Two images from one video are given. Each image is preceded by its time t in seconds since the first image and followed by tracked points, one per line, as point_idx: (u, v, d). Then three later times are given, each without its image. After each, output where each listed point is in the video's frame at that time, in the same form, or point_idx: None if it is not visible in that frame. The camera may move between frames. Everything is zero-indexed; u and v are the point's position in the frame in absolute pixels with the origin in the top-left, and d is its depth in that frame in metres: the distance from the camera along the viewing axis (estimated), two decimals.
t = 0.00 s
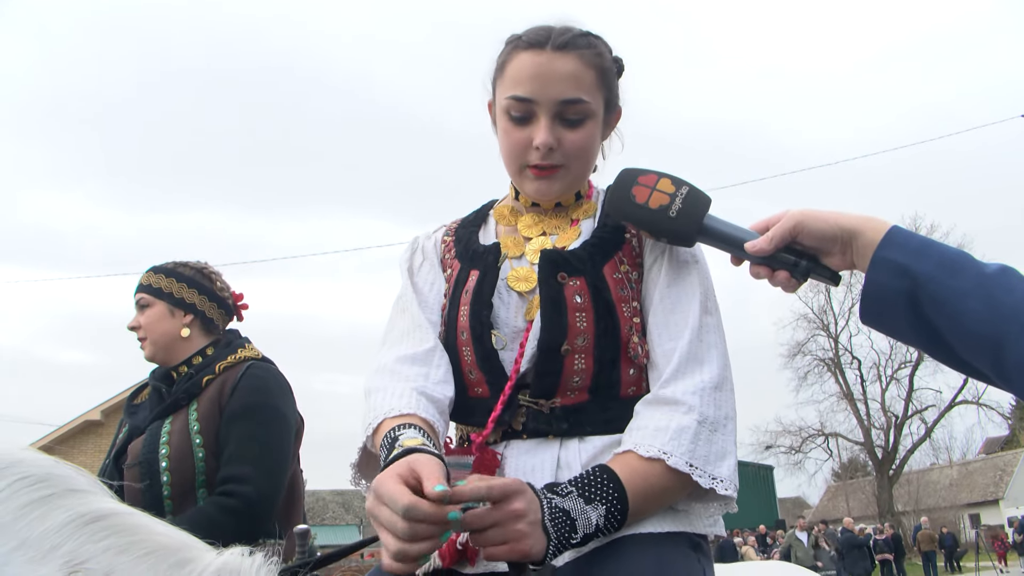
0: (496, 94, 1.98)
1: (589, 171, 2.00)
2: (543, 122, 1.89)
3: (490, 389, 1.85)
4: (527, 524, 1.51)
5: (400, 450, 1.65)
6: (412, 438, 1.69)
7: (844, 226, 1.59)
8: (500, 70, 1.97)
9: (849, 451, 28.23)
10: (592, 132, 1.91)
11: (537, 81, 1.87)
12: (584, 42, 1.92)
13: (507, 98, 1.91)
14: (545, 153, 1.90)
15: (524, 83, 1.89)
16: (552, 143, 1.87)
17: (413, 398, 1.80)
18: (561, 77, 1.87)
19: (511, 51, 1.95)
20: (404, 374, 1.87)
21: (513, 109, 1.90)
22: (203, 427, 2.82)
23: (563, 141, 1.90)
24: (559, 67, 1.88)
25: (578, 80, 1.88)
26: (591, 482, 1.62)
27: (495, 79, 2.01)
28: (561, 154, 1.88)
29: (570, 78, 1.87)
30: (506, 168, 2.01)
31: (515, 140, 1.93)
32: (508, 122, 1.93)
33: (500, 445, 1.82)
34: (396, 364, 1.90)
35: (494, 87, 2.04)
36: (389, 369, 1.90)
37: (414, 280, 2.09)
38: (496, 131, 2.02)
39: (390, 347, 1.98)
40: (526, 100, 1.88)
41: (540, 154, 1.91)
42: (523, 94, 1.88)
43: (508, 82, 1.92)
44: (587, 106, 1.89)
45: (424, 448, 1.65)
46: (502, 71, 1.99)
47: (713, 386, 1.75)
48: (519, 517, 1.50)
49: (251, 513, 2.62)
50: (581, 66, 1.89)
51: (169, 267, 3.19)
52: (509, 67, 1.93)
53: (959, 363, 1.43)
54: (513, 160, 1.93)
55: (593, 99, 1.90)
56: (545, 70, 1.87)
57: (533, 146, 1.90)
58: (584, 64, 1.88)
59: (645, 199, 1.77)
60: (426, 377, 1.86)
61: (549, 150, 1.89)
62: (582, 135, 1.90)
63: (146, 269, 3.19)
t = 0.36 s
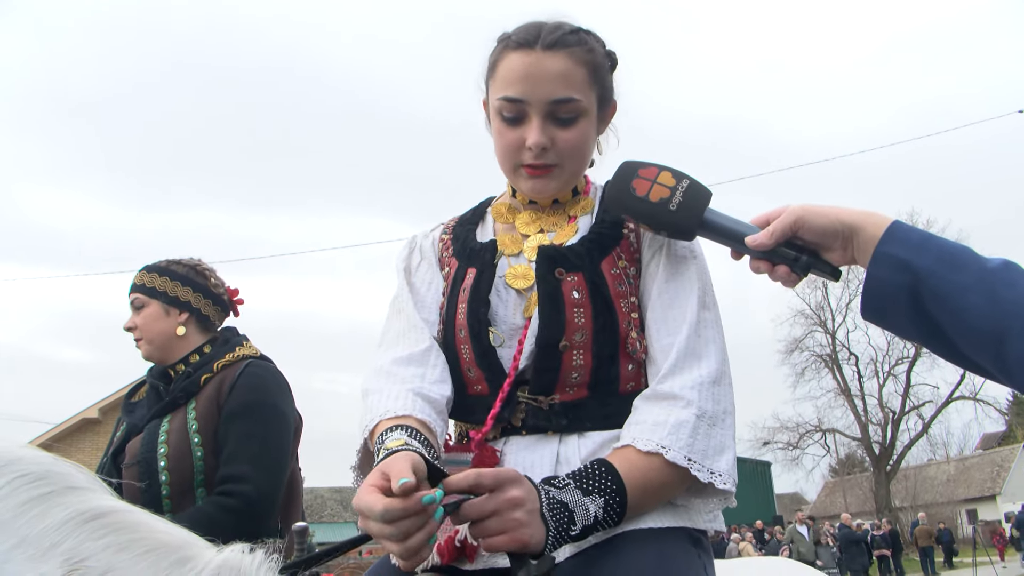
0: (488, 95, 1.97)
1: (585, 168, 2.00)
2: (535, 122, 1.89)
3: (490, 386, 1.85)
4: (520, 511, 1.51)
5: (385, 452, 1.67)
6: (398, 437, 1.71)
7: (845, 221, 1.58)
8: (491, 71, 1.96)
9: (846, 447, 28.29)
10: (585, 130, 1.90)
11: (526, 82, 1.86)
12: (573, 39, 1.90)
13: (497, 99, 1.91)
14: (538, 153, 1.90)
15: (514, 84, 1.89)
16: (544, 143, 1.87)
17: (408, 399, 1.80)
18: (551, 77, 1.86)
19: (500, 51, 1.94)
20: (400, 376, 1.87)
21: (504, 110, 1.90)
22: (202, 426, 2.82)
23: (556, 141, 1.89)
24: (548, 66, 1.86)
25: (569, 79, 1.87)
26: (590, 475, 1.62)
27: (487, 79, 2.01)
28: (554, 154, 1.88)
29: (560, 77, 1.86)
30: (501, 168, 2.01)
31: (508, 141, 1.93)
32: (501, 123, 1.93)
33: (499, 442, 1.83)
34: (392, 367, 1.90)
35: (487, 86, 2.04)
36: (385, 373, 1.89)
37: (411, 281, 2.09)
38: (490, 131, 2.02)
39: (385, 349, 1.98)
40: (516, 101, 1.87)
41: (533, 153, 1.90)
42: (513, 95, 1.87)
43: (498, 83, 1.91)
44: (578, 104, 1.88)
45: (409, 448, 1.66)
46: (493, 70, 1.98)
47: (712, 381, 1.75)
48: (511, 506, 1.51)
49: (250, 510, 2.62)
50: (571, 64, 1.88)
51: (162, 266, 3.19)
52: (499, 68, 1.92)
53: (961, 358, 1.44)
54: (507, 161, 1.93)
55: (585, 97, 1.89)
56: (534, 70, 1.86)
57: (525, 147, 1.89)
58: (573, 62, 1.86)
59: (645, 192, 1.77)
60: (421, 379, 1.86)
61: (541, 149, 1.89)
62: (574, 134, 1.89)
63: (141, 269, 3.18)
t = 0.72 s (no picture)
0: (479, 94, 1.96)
1: (580, 163, 1.99)
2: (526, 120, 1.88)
3: (487, 382, 1.83)
4: (533, 511, 1.39)
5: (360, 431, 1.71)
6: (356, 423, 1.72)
7: (846, 216, 1.59)
8: (479, 70, 1.95)
9: (842, 442, 28.36)
10: (577, 126, 1.89)
11: (515, 80, 1.85)
12: (560, 35, 1.89)
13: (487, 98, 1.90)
14: (530, 151, 1.89)
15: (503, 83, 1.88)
16: (536, 141, 1.86)
17: (382, 399, 1.81)
18: (540, 74, 1.85)
19: (488, 49, 1.93)
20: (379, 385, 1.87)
21: (495, 110, 1.89)
22: (198, 421, 2.81)
23: (547, 138, 1.89)
24: (535, 63, 1.85)
25: (558, 75, 1.86)
26: (602, 450, 1.55)
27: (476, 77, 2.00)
28: (547, 152, 1.87)
29: (549, 74, 1.84)
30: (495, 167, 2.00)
31: (499, 139, 1.92)
32: (492, 122, 1.92)
33: (496, 438, 1.81)
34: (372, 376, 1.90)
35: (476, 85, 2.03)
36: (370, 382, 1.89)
37: (398, 288, 2.09)
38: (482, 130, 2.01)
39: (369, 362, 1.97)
40: (507, 100, 1.86)
41: (525, 152, 1.90)
42: (503, 94, 1.86)
43: (487, 82, 1.90)
44: (569, 100, 1.87)
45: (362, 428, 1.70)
46: (482, 68, 1.97)
47: (715, 376, 1.73)
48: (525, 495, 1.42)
49: (248, 505, 2.59)
50: (560, 60, 1.86)
51: (184, 258, 3.20)
52: (487, 67, 1.91)
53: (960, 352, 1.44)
54: (501, 160, 1.93)
55: (575, 92, 1.88)
56: (522, 67, 1.84)
57: (517, 145, 1.89)
58: (561, 58, 1.85)
59: (643, 185, 1.76)
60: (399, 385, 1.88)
61: (534, 148, 1.88)
62: (566, 130, 1.89)
63: (157, 255, 3.15)
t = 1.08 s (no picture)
0: (472, 90, 1.95)
1: (575, 155, 1.99)
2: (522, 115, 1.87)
3: (481, 375, 1.80)
4: (512, 439, 1.45)
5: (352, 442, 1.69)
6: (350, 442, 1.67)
7: (847, 205, 1.59)
8: (472, 65, 1.94)
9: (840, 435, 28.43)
10: (573, 120, 1.89)
11: (510, 76, 1.84)
12: (553, 28, 1.88)
13: (482, 94, 1.89)
14: (528, 147, 1.89)
15: (498, 78, 1.87)
16: (534, 137, 1.86)
17: (364, 413, 1.80)
18: (535, 69, 1.84)
19: (480, 44, 1.91)
20: (362, 391, 1.88)
21: (490, 106, 1.88)
22: (198, 414, 2.82)
23: (545, 132, 1.88)
24: (530, 58, 1.84)
25: (553, 69, 1.85)
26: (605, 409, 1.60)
27: (468, 72, 1.98)
28: (544, 147, 1.87)
29: (545, 69, 1.84)
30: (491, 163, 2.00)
31: (495, 135, 1.91)
32: (487, 118, 1.91)
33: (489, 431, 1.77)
34: (356, 383, 1.91)
35: (468, 80, 2.02)
36: (352, 387, 1.90)
37: (385, 286, 2.07)
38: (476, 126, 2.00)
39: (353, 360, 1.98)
40: (502, 96, 1.85)
41: (522, 147, 1.89)
42: (498, 90, 1.85)
43: (481, 78, 1.89)
44: (565, 94, 1.86)
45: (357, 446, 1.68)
46: (474, 63, 1.96)
47: (726, 361, 1.73)
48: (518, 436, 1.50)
49: (248, 497, 2.57)
50: (554, 54, 1.86)
51: (189, 250, 3.21)
52: (480, 62, 1.90)
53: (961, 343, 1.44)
54: (498, 156, 1.92)
55: (571, 86, 1.88)
56: (517, 63, 1.84)
57: (514, 141, 1.88)
58: (556, 52, 1.84)
59: (644, 171, 1.76)
60: (382, 395, 1.87)
61: (531, 143, 1.88)
62: (563, 124, 1.88)
63: (163, 245, 3.15)
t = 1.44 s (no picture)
0: (467, 76, 1.94)
1: (571, 142, 1.99)
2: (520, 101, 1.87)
3: (473, 358, 1.80)
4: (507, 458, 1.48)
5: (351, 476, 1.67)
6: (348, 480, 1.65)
7: (849, 192, 1.58)
8: (468, 51, 1.93)
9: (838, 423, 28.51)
10: (570, 106, 1.89)
11: (509, 61, 1.83)
12: (550, 12, 1.87)
13: (479, 80, 1.88)
14: (526, 133, 1.88)
15: (495, 64, 1.86)
16: (532, 123, 1.85)
17: (366, 417, 1.80)
18: (533, 54, 1.83)
19: (476, 30, 1.90)
20: (362, 386, 1.88)
21: (488, 92, 1.87)
22: (197, 402, 2.82)
23: (542, 119, 1.88)
24: (528, 43, 1.83)
25: (551, 55, 1.84)
26: (595, 417, 1.59)
27: (463, 59, 1.97)
28: (542, 133, 1.86)
29: (543, 54, 1.83)
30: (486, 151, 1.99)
31: (492, 122, 1.90)
32: (484, 104, 1.90)
33: (482, 414, 1.79)
34: (355, 376, 1.91)
35: (462, 66, 2.00)
36: (351, 383, 1.90)
37: (378, 270, 2.04)
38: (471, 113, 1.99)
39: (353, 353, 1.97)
40: (500, 81, 1.85)
41: (520, 134, 1.89)
42: (496, 75, 1.84)
43: (478, 64, 1.88)
44: (562, 80, 1.86)
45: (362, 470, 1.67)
46: (468, 49, 1.94)
47: (719, 348, 1.70)
48: (506, 470, 1.46)
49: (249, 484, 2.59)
50: (552, 39, 1.85)
51: (183, 238, 3.20)
52: (476, 48, 1.89)
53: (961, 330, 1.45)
54: (495, 143, 1.91)
55: (568, 71, 1.87)
56: (515, 48, 1.83)
57: (512, 128, 1.88)
58: (554, 37, 1.84)
59: (645, 158, 1.76)
60: (381, 389, 1.86)
61: (529, 130, 1.87)
62: (560, 110, 1.88)
63: (157, 235, 3.13)
